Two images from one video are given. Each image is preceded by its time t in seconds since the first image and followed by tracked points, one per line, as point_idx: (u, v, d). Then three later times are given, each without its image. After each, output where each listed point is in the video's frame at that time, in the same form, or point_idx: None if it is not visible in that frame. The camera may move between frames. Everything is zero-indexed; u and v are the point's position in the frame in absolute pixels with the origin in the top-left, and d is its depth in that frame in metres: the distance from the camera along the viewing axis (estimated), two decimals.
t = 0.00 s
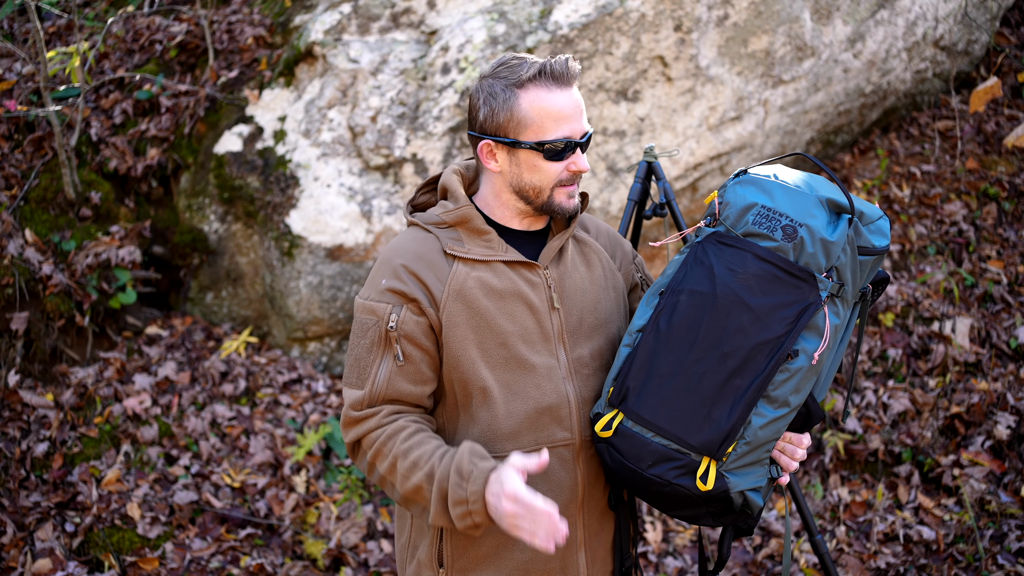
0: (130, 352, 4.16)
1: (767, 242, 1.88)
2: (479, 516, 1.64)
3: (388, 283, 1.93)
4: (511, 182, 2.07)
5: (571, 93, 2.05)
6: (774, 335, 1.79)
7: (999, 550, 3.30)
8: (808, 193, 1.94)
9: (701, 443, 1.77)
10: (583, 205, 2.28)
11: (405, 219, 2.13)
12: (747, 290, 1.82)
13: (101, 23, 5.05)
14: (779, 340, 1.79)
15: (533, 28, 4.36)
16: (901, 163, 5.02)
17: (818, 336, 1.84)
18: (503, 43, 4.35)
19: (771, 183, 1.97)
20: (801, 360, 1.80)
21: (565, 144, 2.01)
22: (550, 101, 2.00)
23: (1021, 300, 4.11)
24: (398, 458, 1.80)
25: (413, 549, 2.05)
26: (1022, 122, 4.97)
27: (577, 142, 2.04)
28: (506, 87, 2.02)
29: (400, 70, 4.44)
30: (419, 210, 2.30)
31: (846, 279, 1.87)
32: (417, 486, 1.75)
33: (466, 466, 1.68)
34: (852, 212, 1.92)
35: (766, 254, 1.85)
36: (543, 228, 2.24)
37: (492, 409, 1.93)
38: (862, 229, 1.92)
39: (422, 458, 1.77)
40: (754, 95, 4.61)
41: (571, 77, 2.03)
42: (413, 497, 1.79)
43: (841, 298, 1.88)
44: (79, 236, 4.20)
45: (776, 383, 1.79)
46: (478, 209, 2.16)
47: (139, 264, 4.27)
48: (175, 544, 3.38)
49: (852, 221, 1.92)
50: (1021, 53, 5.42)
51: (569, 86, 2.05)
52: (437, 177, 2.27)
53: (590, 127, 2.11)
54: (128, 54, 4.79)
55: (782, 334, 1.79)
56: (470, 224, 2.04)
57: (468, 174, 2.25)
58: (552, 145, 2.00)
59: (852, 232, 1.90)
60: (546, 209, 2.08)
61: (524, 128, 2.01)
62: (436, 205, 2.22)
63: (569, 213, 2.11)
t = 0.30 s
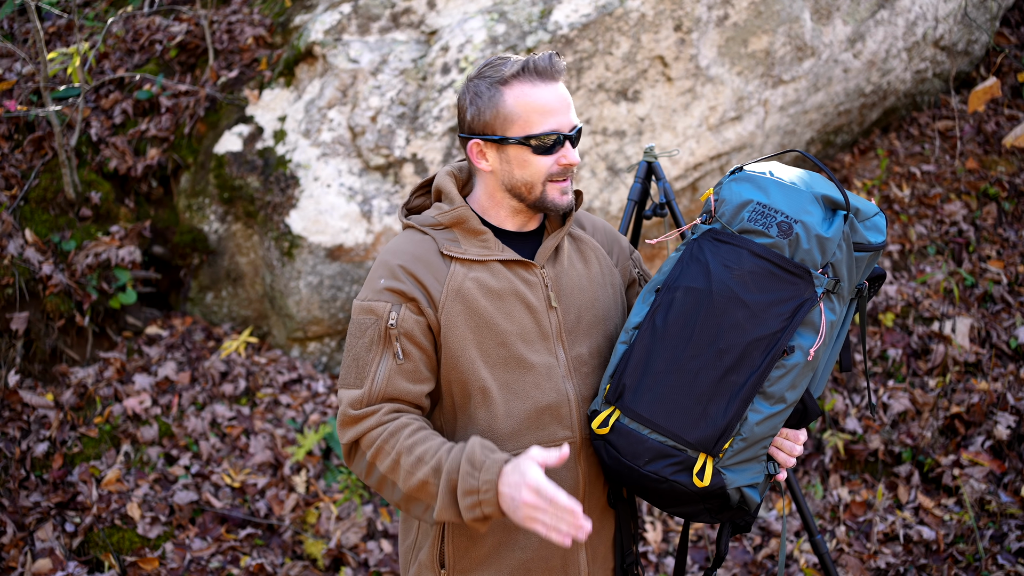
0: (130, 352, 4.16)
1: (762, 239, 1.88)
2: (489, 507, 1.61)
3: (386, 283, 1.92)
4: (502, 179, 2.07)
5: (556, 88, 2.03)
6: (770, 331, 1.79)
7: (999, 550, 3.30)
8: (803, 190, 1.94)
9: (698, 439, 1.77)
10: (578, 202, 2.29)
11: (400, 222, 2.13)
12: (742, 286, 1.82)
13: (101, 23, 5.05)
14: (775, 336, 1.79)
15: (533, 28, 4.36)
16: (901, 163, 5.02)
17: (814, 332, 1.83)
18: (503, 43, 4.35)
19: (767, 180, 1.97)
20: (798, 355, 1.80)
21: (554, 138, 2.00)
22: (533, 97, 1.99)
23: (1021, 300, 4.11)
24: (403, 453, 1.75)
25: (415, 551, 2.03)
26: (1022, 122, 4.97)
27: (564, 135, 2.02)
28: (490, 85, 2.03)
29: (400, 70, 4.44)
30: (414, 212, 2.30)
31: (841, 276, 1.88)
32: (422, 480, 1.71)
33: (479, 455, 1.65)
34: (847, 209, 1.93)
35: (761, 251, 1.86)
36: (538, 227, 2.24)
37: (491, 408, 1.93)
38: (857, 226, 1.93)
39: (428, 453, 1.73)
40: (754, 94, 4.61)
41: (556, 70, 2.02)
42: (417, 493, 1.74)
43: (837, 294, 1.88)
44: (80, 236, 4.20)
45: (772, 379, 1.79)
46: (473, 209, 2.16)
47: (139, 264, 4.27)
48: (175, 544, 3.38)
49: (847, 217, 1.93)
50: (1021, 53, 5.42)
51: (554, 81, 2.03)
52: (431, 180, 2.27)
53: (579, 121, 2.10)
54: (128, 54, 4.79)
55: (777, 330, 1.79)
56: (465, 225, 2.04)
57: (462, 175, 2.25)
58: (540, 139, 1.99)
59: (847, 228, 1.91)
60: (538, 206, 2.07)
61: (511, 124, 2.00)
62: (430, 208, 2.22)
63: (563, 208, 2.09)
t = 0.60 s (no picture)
0: (130, 352, 4.16)
1: (755, 237, 1.89)
2: (447, 359, 1.58)
3: (384, 273, 1.92)
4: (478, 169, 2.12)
5: (532, 84, 2.04)
6: (764, 328, 1.79)
7: (999, 550, 3.30)
8: (796, 187, 1.95)
9: (693, 437, 1.76)
10: (579, 201, 2.30)
11: (403, 217, 2.14)
12: (736, 284, 1.83)
13: (101, 23, 5.05)
14: (769, 334, 1.80)
15: (533, 28, 4.36)
16: (901, 163, 5.02)
17: (809, 329, 1.83)
18: (503, 43, 4.35)
19: (760, 177, 1.98)
20: (792, 352, 1.80)
21: (511, 130, 2.01)
22: (503, 90, 2.02)
23: (1021, 300, 4.11)
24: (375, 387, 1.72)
25: (411, 548, 2.03)
26: (1022, 122, 4.97)
27: (523, 130, 2.01)
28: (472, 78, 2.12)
29: (400, 70, 4.44)
30: (417, 209, 2.31)
31: (836, 272, 1.88)
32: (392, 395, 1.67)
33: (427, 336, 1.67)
34: (841, 205, 1.92)
35: (755, 249, 1.86)
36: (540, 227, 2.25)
37: (488, 404, 1.92)
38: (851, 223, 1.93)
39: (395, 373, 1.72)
40: (754, 94, 4.61)
41: (535, 67, 2.03)
42: (394, 415, 1.67)
43: (832, 291, 1.89)
44: (80, 236, 4.20)
45: (768, 376, 1.79)
46: (474, 207, 2.16)
47: (139, 264, 4.27)
48: (175, 544, 3.38)
49: (841, 214, 1.92)
50: (1021, 53, 5.42)
51: (531, 77, 2.04)
52: (434, 176, 2.28)
53: (558, 120, 2.06)
54: (128, 54, 4.79)
55: (771, 327, 1.80)
56: (467, 220, 2.05)
57: (464, 172, 2.26)
58: (493, 130, 2.01)
59: (840, 225, 1.91)
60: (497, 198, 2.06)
61: (477, 113, 2.07)
62: (433, 204, 2.23)
63: (519, 204, 2.04)
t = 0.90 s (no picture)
0: (130, 352, 4.16)
1: (750, 238, 1.89)
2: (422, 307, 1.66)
3: (382, 269, 1.93)
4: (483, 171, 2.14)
5: (543, 94, 2.03)
6: (758, 329, 1.79)
7: (999, 550, 3.30)
8: (793, 189, 1.95)
9: (685, 438, 1.76)
10: (583, 204, 2.29)
11: (406, 213, 2.14)
12: (730, 285, 1.83)
13: (101, 23, 5.05)
14: (763, 335, 1.79)
15: (533, 28, 4.36)
16: (901, 163, 5.02)
17: (804, 330, 1.83)
18: (503, 43, 4.35)
19: (756, 178, 1.98)
20: (787, 354, 1.79)
21: (514, 140, 2.01)
22: (513, 98, 2.03)
23: (1021, 300, 4.11)
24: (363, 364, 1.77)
25: (406, 545, 2.04)
26: (1022, 122, 4.96)
27: (525, 141, 2.01)
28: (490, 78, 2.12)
29: (400, 70, 4.44)
30: (421, 205, 2.31)
31: (832, 274, 1.87)
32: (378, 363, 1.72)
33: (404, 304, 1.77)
34: (838, 207, 1.92)
35: (749, 250, 1.86)
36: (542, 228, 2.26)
37: (482, 403, 1.92)
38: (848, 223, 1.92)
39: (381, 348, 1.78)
40: (754, 95, 4.61)
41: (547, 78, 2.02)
42: (383, 383, 1.71)
43: (829, 293, 1.88)
44: (80, 236, 4.20)
45: (761, 378, 1.78)
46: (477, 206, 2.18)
47: (139, 264, 4.27)
48: (175, 544, 3.38)
49: (838, 215, 1.92)
50: (1021, 53, 5.42)
51: (543, 86, 2.03)
52: (440, 173, 2.28)
53: (564, 135, 2.05)
54: (128, 54, 4.79)
55: (766, 329, 1.79)
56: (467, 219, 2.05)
57: (469, 171, 2.27)
58: (497, 136, 2.02)
59: (837, 226, 1.91)
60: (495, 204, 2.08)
61: (487, 115, 2.08)
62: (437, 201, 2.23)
63: (512, 211, 2.06)
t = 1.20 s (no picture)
0: (130, 352, 4.16)
1: (747, 238, 1.89)
2: (429, 410, 1.59)
3: (381, 271, 1.95)
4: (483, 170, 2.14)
5: (542, 90, 2.04)
6: (753, 330, 1.79)
7: (999, 550, 3.30)
8: (792, 189, 1.95)
9: (678, 439, 1.76)
10: (583, 205, 2.29)
11: (408, 214, 2.15)
12: (725, 286, 1.83)
13: (101, 23, 5.05)
14: (758, 336, 1.79)
15: (533, 28, 4.36)
16: (902, 163, 5.02)
17: (801, 332, 1.83)
18: (503, 43, 4.35)
19: (755, 179, 1.98)
20: (783, 356, 1.79)
21: (514, 135, 2.01)
22: (512, 95, 2.03)
23: (1021, 300, 4.11)
24: (367, 406, 1.76)
25: (404, 543, 2.05)
26: (1022, 122, 4.96)
27: (525, 136, 2.01)
28: (488, 77, 2.14)
29: (400, 70, 4.44)
30: (424, 206, 2.31)
31: (831, 275, 1.87)
32: (381, 423, 1.71)
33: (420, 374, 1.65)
34: (838, 208, 1.92)
35: (746, 250, 1.87)
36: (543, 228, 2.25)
37: (478, 404, 1.92)
38: (849, 225, 1.92)
39: (388, 397, 1.74)
40: (754, 94, 4.61)
41: (545, 73, 2.03)
42: (382, 440, 1.73)
43: (828, 295, 1.88)
44: (80, 236, 4.21)
45: (756, 379, 1.78)
46: (477, 207, 2.18)
47: (139, 264, 4.27)
48: (175, 544, 3.38)
49: (838, 217, 1.92)
50: (1021, 53, 5.42)
51: (541, 83, 2.05)
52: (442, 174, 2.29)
53: (562, 129, 2.05)
54: (128, 54, 4.79)
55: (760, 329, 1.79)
56: (467, 220, 2.05)
57: (471, 172, 2.27)
58: (497, 132, 2.02)
59: (837, 227, 1.90)
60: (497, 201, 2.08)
61: (486, 114, 2.09)
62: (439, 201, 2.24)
63: (514, 209, 2.05)
